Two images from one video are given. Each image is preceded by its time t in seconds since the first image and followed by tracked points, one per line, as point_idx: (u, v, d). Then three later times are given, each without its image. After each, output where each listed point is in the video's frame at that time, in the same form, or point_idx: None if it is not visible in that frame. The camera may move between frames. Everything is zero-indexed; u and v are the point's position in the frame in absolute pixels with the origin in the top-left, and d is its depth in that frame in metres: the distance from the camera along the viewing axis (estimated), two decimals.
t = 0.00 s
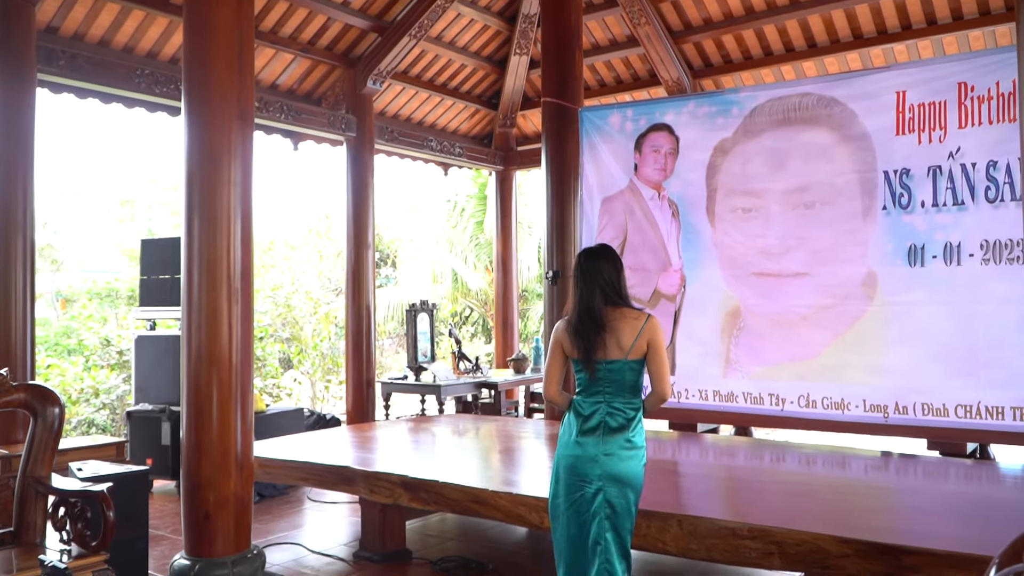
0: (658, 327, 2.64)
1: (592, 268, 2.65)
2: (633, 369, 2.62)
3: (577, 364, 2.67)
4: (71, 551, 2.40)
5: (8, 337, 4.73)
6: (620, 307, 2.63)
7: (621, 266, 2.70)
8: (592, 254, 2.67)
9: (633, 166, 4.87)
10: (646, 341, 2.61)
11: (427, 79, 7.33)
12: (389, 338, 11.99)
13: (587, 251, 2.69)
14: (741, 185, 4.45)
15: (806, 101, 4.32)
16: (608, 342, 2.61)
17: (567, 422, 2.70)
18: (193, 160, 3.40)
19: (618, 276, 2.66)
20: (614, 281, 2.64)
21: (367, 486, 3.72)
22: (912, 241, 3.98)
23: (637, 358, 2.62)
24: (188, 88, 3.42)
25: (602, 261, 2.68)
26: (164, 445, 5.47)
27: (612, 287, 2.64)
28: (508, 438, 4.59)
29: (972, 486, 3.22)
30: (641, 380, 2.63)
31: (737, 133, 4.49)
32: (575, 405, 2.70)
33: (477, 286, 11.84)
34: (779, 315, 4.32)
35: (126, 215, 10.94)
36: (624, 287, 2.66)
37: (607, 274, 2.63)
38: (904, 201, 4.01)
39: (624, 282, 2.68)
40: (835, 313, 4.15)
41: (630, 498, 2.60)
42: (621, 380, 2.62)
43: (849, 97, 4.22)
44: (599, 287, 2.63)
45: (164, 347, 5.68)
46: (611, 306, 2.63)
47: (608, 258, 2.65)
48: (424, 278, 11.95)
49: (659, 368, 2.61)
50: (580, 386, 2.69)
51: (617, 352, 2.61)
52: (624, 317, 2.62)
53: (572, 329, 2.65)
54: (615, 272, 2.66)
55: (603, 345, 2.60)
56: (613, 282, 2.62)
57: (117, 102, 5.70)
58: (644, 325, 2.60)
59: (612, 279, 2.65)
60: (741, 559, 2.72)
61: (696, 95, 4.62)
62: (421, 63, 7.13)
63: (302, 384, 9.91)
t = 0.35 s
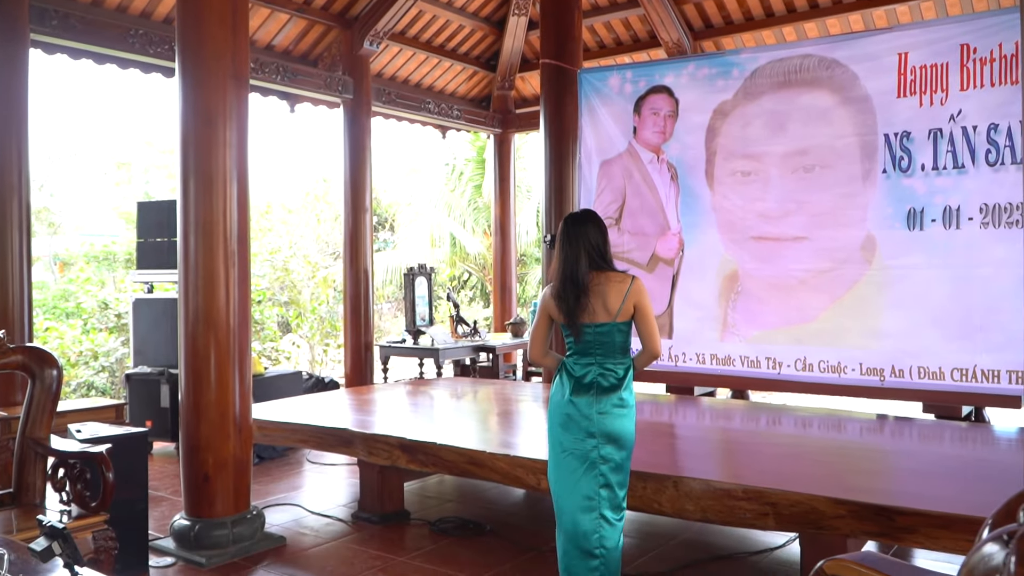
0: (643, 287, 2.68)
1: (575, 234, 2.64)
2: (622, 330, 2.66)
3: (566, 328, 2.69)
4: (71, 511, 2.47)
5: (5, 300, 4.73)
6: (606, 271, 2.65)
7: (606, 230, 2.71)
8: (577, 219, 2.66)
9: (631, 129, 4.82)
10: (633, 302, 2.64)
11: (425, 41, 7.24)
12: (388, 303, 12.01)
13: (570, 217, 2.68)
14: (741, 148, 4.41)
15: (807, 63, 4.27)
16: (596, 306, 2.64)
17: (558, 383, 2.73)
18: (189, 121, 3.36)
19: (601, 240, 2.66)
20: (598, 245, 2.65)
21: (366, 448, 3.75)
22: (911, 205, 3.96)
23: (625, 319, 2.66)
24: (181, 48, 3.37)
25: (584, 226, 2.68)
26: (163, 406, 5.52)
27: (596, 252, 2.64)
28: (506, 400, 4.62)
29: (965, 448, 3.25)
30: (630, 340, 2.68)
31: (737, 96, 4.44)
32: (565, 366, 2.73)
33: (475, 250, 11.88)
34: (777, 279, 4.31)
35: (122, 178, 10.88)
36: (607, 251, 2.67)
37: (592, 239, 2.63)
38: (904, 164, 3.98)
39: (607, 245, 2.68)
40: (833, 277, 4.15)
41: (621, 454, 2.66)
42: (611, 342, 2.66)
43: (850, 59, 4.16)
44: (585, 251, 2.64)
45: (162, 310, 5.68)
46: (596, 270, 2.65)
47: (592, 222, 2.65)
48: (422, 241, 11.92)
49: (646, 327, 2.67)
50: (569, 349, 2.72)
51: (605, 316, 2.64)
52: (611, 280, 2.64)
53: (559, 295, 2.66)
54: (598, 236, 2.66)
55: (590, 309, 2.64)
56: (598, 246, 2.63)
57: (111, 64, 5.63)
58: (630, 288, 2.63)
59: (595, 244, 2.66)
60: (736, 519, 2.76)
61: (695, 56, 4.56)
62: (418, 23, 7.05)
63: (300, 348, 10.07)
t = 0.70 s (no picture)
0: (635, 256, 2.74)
1: (574, 204, 2.64)
2: (619, 298, 2.70)
3: (564, 298, 2.69)
4: (71, 476, 2.50)
5: (3, 267, 4.72)
6: (603, 240, 2.68)
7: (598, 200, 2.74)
8: (575, 189, 2.66)
9: (630, 96, 4.78)
10: (629, 270, 2.70)
11: (423, 5, 7.15)
12: (387, 270, 12.01)
13: (566, 187, 2.67)
14: (740, 115, 4.38)
15: (808, 29, 4.21)
16: (597, 275, 2.65)
17: (551, 350, 2.74)
18: (186, 87, 3.33)
19: (597, 210, 2.68)
20: (596, 214, 2.66)
21: (365, 415, 3.78)
22: (911, 172, 3.94)
23: (621, 287, 2.71)
24: (177, 13, 3.33)
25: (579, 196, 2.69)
26: (163, 372, 5.55)
27: (594, 221, 2.66)
28: (504, 367, 4.65)
29: (960, 415, 3.28)
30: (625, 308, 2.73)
31: (737, 62, 4.39)
32: (559, 335, 2.74)
33: (473, 218, 11.89)
34: (775, 247, 4.31)
35: (119, 144, 10.81)
36: (603, 220, 2.69)
37: (591, 208, 2.64)
38: (904, 132, 3.95)
39: (602, 215, 2.71)
40: (830, 245, 4.15)
41: (616, 416, 2.72)
42: (609, 310, 2.69)
43: (851, 25, 4.10)
44: (587, 221, 2.64)
45: (161, 276, 5.68)
46: (594, 239, 2.66)
47: (589, 192, 2.66)
48: (421, 209, 11.88)
49: (639, 294, 2.74)
50: (564, 318, 2.73)
51: (604, 284, 2.66)
52: (608, 249, 2.68)
53: (561, 264, 2.65)
54: (594, 205, 2.68)
55: (591, 278, 2.64)
56: (597, 215, 2.65)
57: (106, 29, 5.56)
58: (628, 256, 2.68)
59: (592, 213, 2.67)
60: (731, 485, 2.79)
61: (696, 22, 4.50)
62: None
63: (299, 315, 10.12)
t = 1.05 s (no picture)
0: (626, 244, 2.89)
1: (581, 191, 2.74)
2: (616, 284, 2.83)
3: (569, 283, 2.77)
4: (71, 465, 2.51)
5: (3, 256, 4.72)
6: (604, 227, 2.79)
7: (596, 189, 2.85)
8: (580, 177, 2.75)
9: (629, 84, 4.77)
10: (625, 257, 2.83)
11: None
12: (385, 259, 12.00)
13: (572, 175, 2.75)
14: (739, 104, 4.36)
15: (807, 17, 4.19)
16: (599, 261, 2.76)
17: (556, 339, 2.81)
18: (184, 75, 3.31)
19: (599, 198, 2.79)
20: (599, 203, 2.77)
21: (363, 404, 3.78)
22: (909, 161, 3.94)
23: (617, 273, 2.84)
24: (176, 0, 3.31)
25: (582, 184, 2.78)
26: (162, 361, 5.56)
27: (598, 209, 2.76)
28: (503, 357, 4.65)
29: (957, 404, 3.28)
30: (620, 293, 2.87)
31: (737, 51, 4.38)
32: (561, 322, 2.80)
33: (472, 207, 11.90)
34: (773, 236, 4.31)
35: (117, 132, 10.78)
36: (603, 208, 2.81)
37: (596, 196, 2.75)
38: (903, 121, 3.95)
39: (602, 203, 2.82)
40: (829, 234, 4.14)
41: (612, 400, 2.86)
42: (608, 295, 2.81)
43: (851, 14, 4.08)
44: (593, 208, 2.74)
45: (160, 265, 5.68)
46: (597, 227, 2.77)
47: (593, 181, 2.77)
48: (419, 198, 11.86)
49: (632, 281, 2.88)
50: (566, 304, 2.80)
51: (605, 270, 2.78)
52: (608, 236, 2.80)
53: (568, 249, 2.74)
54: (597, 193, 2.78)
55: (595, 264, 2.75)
56: (601, 203, 2.75)
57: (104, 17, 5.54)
58: (625, 243, 2.82)
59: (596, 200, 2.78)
60: (728, 474, 2.80)
61: (695, 11, 4.48)
62: None
63: (298, 304, 10.12)
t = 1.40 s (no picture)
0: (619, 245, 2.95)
1: (585, 190, 2.77)
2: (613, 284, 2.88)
3: (573, 283, 2.79)
4: (69, 467, 2.52)
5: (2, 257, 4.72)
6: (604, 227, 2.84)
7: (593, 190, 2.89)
8: (584, 177, 2.78)
9: (628, 86, 4.77)
10: (622, 258, 2.89)
11: None
12: (385, 260, 12.00)
13: (576, 176, 2.78)
14: (738, 106, 4.37)
15: (806, 19, 4.20)
16: (601, 261, 2.80)
17: (559, 339, 2.81)
18: (183, 76, 3.32)
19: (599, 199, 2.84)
20: (601, 204, 2.81)
21: (362, 406, 3.78)
22: (908, 163, 3.94)
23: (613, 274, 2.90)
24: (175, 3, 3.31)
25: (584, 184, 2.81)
26: (161, 362, 5.56)
27: (601, 210, 2.81)
28: (502, 358, 4.66)
29: (956, 406, 3.29)
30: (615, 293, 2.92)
31: (736, 53, 4.38)
32: (565, 322, 2.81)
33: (472, 208, 11.94)
34: (772, 238, 4.31)
35: (116, 133, 10.80)
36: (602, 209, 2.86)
37: (598, 196, 2.79)
38: (901, 123, 3.95)
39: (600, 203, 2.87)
40: (827, 236, 4.15)
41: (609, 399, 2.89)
42: (606, 296, 2.86)
43: (850, 16, 4.09)
44: (597, 208, 2.78)
45: (159, 266, 5.68)
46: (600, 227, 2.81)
47: (595, 182, 2.81)
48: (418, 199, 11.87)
49: (625, 282, 2.95)
50: (569, 304, 2.82)
51: (606, 270, 2.82)
52: (608, 237, 2.85)
53: (573, 248, 2.76)
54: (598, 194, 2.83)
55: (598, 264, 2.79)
56: (604, 204, 2.80)
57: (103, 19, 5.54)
58: (622, 245, 2.88)
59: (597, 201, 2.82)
60: (727, 476, 2.80)
61: (693, 13, 4.49)
62: None
63: (297, 305, 10.13)
